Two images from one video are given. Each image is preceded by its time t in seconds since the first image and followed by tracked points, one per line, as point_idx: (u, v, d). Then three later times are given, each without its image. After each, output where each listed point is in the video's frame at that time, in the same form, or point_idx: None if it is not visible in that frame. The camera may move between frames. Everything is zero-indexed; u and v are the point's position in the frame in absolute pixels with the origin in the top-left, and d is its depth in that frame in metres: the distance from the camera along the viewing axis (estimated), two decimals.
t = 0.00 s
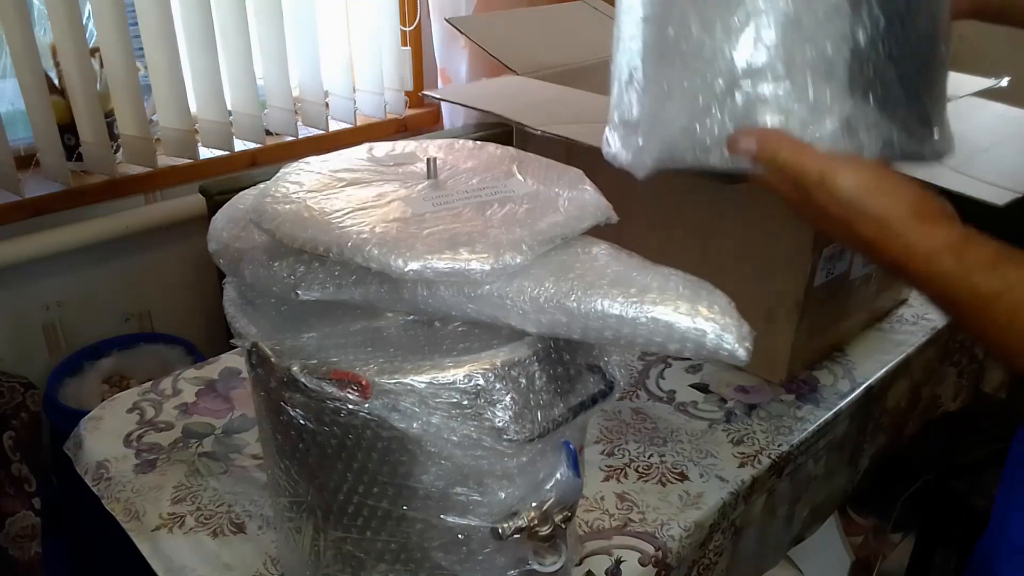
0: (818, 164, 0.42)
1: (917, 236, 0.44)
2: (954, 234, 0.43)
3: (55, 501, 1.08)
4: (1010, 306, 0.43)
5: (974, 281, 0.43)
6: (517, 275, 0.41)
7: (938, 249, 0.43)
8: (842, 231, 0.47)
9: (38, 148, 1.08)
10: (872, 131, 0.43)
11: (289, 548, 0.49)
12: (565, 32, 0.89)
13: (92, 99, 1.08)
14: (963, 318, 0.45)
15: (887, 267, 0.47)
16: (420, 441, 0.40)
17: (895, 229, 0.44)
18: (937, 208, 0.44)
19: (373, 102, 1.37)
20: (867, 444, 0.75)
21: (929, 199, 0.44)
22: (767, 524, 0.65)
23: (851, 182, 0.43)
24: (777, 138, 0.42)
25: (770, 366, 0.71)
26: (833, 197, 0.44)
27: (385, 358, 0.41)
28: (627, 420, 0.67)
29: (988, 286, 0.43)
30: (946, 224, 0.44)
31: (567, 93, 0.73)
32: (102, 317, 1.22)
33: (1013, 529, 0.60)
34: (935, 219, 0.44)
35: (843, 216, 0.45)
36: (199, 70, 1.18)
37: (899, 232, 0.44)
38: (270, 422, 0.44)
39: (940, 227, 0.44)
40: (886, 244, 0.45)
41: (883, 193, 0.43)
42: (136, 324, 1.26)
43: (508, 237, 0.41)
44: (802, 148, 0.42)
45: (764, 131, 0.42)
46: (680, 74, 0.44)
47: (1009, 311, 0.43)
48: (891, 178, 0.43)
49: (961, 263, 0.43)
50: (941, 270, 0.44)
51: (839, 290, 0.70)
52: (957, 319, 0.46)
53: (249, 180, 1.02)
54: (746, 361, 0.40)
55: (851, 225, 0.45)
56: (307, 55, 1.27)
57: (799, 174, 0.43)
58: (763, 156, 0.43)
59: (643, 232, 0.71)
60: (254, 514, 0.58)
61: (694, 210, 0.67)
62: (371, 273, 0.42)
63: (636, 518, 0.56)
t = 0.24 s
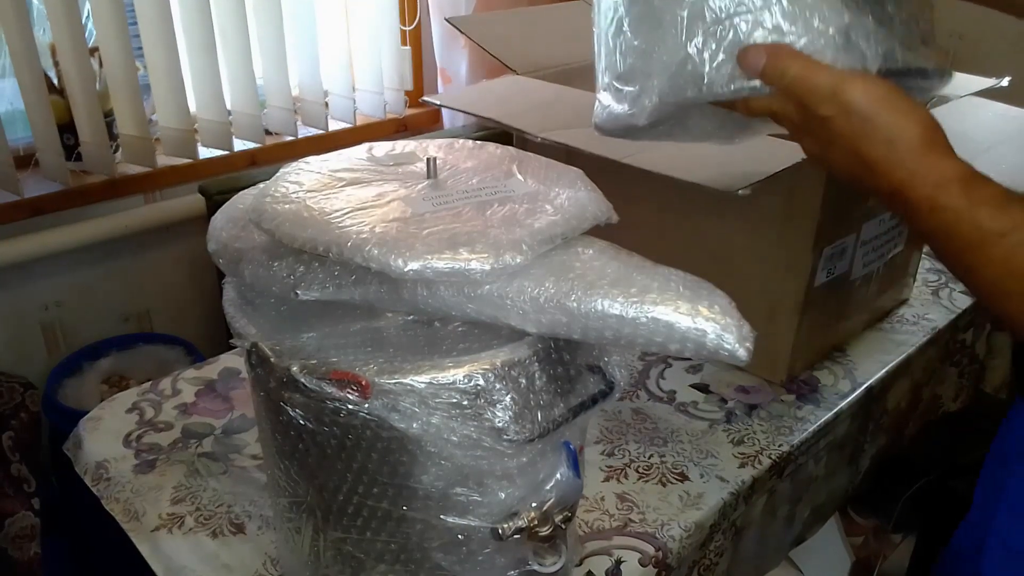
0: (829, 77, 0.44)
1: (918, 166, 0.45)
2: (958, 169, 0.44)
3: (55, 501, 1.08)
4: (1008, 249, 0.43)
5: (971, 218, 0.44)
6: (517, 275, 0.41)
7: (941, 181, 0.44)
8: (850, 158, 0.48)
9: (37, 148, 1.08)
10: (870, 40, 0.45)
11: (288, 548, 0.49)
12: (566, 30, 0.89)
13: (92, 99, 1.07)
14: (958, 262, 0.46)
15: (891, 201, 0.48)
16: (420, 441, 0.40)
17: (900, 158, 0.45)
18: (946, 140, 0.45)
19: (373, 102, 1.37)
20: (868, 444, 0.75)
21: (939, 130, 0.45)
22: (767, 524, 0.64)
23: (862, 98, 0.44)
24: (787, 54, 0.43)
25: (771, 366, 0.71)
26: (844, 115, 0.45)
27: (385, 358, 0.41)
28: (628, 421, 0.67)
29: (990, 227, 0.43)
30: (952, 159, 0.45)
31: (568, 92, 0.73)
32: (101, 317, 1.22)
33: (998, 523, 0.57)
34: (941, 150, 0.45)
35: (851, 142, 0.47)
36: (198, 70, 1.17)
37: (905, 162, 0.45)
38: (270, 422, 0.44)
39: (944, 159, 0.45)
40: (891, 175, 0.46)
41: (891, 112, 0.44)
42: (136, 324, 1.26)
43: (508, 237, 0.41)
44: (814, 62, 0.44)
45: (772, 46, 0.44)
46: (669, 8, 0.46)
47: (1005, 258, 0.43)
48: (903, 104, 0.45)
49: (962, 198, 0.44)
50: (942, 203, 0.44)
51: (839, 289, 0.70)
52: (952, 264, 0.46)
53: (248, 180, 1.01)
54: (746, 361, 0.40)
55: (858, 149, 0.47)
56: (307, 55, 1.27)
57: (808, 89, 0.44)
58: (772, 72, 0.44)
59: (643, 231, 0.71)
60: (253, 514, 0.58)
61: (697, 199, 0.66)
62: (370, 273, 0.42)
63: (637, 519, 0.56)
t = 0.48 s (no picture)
0: (822, 64, 0.46)
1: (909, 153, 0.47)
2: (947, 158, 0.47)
3: (55, 501, 1.08)
4: (996, 237, 0.46)
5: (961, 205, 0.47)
6: (517, 275, 0.41)
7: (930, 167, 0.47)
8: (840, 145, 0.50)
9: (38, 148, 1.08)
10: (855, 19, 0.47)
11: (288, 548, 0.49)
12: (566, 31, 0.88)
13: (92, 99, 1.07)
14: (946, 248, 0.48)
15: (879, 188, 0.50)
16: (420, 441, 0.40)
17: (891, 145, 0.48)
18: (934, 127, 0.48)
19: (373, 102, 1.37)
20: (868, 444, 0.75)
21: (927, 116, 0.48)
22: (767, 524, 0.64)
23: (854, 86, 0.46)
24: (775, 42, 0.44)
25: (771, 366, 0.71)
26: (837, 101, 0.47)
27: (385, 358, 0.41)
28: (627, 420, 0.67)
29: (979, 214, 0.46)
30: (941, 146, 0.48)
31: (568, 94, 0.73)
32: (102, 317, 1.22)
33: (988, 521, 0.57)
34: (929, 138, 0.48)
35: (842, 128, 0.49)
36: (198, 70, 1.17)
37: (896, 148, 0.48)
38: (270, 422, 0.44)
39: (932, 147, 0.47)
40: (881, 161, 0.49)
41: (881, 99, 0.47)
42: (136, 324, 1.26)
43: (508, 237, 0.41)
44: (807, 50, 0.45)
45: (760, 36, 0.45)
46: (650, 7, 0.47)
47: (993, 246, 0.46)
48: (894, 90, 0.47)
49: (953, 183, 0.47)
50: (932, 190, 0.47)
51: (839, 289, 0.70)
52: (939, 250, 0.49)
53: (249, 180, 1.01)
54: (746, 361, 0.40)
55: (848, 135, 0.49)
56: (307, 55, 1.27)
57: (798, 75, 0.46)
58: (761, 60, 0.45)
59: (642, 231, 0.71)
60: (253, 514, 0.58)
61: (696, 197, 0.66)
62: (370, 273, 0.42)
63: (636, 519, 0.56)
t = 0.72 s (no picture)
0: (794, 77, 0.46)
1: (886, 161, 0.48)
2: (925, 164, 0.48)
3: (55, 502, 1.08)
4: (977, 240, 0.47)
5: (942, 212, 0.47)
6: (517, 275, 0.41)
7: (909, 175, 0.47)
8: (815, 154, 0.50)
9: (38, 148, 1.08)
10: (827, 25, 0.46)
11: (288, 548, 0.49)
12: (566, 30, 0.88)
13: (92, 99, 1.07)
14: (927, 253, 0.49)
15: (856, 194, 0.51)
16: (421, 441, 0.40)
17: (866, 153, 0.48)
18: (908, 134, 0.48)
19: (373, 102, 1.37)
20: (867, 444, 0.75)
21: (900, 124, 0.48)
22: (767, 524, 0.64)
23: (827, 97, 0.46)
24: (744, 54, 0.44)
25: (771, 365, 0.71)
26: (810, 112, 0.47)
27: (385, 358, 0.41)
28: (627, 421, 0.67)
29: (957, 219, 0.47)
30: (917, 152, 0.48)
31: (568, 94, 0.73)
32: (102, 317, 1.22)
33: (987, 521, 0.56)
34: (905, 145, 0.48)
35: (817, 138, 0.49)
36: (198, 70, 1.17)
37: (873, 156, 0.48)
38: (270, 422, 0.44)
39: (909, 153, 0.48)
40: (859, 170, 0.49)
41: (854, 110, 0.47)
42: (136, 324, 1.26)
43: (509, 237, 0.41)
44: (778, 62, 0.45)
45: (731, 49, 0.45)
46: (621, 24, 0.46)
47: (975, 248, 0.47)
48: (866, 100, 0.47)
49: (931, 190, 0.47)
50: (910, 197, 0.48)
51: (839, 289, 0.70)
52: (919, 253, 0.50)
53: (249, 180, 1.01)
54: (746, 361, 0.40)
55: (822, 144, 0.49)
56: (307, 55, 1.27)
57: (769, 88, 0.46)
58: (732, 74, 0.44)
59: (642, 230, 0.71)
60: (253, 514, 0.58)
61: (695, 197, 0.66)
62: (370, 273, 0.42)
63: (637, 518, 0.56)
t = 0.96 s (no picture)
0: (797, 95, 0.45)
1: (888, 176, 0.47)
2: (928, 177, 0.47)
3: (55, 501, 1.08)
4: (986, 249, 0.46)
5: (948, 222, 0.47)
6: (517, 275, 0.41)
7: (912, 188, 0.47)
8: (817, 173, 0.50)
9: (37, 148, 1.08)
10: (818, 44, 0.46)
11: (288, 548, 0.49)
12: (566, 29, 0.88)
13: (92, 99, 1.07)
14: (936, 267, 0.48)
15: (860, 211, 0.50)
16: (421, 441, 0.40)
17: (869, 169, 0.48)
18: (909, 150, 0.48)
19: (373, 102, 1.37)
20: (867, 444, 0.75)
21: (901, 141, 0.48)
22: (767, 524, 0.64)
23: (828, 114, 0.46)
24: (752, 69, 0.44)
25: (771, 365, 0.71)
26: (812, 131, 0.47)
27: (385, 358, 0.41)
28: (627, 420, 0.67)
29: (963, 229, 0.46)
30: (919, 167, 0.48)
31: (569, 94, 0.73)
32: (101, 317, 1.22)
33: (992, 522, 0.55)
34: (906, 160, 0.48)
35: (817, 156, 0.49)
36: (198, 70, 1.17)
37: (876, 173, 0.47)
38: (270, 422, 0.44)
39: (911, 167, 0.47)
40: (862, 187, 0.48)
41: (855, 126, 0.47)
42: (136, 324, 1.26)
43: (509, 237, 0.41)
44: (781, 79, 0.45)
45: (738, 64, 0.44)
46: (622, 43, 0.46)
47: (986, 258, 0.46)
48: (866, 117, 0.47)
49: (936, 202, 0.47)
50: (916, 210, 0.47)
51: (839, 289, 0.70)
52: (929, 268, 0.49)
53: (249, 180, 1.01)
54: (746, 361, 0.40)
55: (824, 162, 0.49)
56: (307, 55, 1.27)
57: (774, 106, 0.45)
58: (738, 85, 0.44)
59: (642, 230, 0.71)
60: (253, 515, 0.58)
61: (696, 197, 0.66)
62: (370, 273, 0.42)
63: (637, 518, 0.56)
